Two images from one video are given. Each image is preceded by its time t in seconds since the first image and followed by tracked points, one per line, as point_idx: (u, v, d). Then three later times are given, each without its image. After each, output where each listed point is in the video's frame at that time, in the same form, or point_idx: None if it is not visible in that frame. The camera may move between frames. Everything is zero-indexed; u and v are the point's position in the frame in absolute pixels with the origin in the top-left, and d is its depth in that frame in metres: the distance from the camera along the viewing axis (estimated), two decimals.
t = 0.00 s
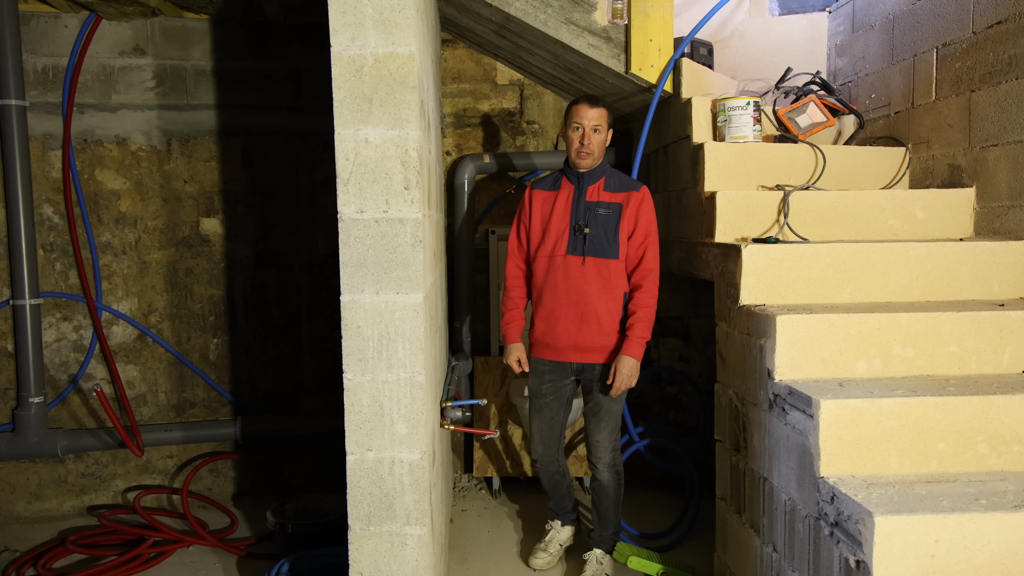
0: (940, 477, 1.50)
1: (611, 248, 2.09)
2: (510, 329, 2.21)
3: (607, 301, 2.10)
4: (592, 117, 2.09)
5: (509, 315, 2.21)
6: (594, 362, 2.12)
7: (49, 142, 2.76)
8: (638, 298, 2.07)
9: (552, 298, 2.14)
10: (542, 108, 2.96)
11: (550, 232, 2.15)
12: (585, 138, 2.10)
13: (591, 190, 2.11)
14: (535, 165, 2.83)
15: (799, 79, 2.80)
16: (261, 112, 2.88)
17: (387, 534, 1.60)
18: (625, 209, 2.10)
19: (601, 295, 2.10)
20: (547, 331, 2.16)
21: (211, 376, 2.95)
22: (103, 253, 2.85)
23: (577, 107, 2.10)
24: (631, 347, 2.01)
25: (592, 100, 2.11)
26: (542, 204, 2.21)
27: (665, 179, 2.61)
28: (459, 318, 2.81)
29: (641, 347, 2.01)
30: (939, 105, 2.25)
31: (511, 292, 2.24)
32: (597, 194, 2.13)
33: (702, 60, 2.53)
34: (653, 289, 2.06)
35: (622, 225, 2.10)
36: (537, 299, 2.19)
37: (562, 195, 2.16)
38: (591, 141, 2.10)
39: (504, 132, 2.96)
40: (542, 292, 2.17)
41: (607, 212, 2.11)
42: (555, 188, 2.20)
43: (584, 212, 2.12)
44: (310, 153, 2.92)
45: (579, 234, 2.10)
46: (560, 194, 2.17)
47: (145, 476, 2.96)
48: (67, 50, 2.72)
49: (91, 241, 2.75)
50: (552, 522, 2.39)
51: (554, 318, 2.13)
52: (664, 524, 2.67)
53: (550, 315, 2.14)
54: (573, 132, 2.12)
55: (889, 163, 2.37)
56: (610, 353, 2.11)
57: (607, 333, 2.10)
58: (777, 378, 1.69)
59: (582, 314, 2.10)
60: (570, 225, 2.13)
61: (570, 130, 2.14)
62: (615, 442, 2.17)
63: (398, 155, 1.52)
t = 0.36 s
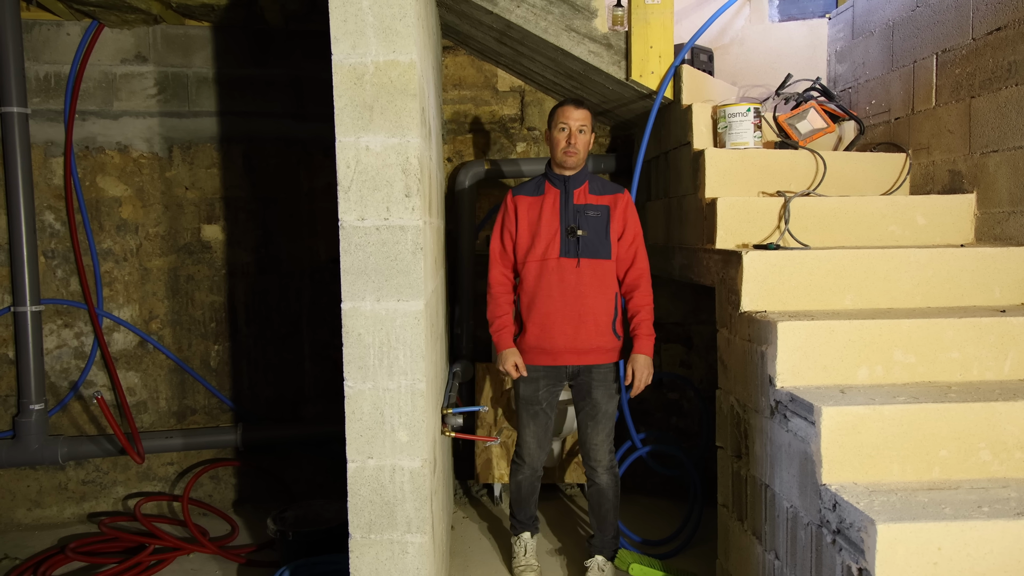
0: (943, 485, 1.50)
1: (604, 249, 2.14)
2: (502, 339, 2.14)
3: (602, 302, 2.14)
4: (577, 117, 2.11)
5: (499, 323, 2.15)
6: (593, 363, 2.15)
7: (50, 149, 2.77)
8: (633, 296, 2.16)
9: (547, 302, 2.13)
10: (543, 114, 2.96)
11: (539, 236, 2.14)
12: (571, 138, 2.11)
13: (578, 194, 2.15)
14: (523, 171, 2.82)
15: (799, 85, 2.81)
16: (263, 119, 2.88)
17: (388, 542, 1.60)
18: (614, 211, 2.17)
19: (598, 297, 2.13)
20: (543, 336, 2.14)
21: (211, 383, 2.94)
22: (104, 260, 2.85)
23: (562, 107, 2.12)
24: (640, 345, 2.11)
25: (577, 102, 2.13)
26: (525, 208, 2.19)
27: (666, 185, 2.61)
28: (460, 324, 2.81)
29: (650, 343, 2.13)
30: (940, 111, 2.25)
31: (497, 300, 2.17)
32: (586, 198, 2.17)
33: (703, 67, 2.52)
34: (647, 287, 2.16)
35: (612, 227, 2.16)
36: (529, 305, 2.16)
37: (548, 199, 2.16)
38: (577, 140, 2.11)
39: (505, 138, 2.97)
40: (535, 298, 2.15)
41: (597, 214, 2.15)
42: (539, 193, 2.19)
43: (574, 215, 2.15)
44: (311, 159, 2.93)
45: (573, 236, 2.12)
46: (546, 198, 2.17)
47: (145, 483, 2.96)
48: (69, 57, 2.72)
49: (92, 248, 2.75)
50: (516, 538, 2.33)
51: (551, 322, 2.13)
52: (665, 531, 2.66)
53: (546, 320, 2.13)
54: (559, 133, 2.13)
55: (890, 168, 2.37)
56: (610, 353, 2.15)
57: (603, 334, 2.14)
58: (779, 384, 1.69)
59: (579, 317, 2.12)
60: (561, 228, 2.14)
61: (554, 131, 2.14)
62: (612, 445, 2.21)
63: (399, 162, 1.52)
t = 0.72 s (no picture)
0: (948, 491, 1.49)
1: (581, 258, 2.23)
2: (485, 352, 2.13)
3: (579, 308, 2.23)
4: (554, 131, 2.14)
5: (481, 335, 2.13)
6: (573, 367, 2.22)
7: (52, 155, 2.77)
8: (600, 303, 2.28)
9: (531, 311, 2.16)
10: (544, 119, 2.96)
11: (521, 247, 2.16)
12: (550, 153, 2.15)
13: (554, 205, 2.21)
14: (504, 178, 2.82)
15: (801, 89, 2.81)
16: (264, 125, 2.89)
17: (390, 549, 1.59)
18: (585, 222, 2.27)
19: (575, 304, 2.21)
20: (529, 346, 2.17)
21: (213, 389, 2.94)
22: (106, 266, 2.85)
23: (539, 122, 2.14)
24: (604, 349, 2.23)
25: (553, 114, 2.15)
26: (504, 218, 2.18)
27: (669, 189, 2.61)
28: (461, 330, 2.80)
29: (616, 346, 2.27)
30: (942, 115, 2.25)
31: (478, 313, 2.13)
32: (560, 209, 2.24)
33: (705, 71, 2.54)
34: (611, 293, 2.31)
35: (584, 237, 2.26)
36: (511, 315, 2.17)
37: (527, 209, 2.19)
38: (555, 154, 2.15)
39: (506, 143, 2.96)
40: (519, 307, 2.16)
41: (573, 225, 2.23)
42: (516, 203, 2.20)
43: (552, 226, 2.20)
44: (312, 165, 2.93)
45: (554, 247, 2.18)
46: (524, 209, 2.19)
47: (147, 490, 2.95)
48: (71, 64, 2.73)
49: (94, 255, 2.75)
50: (522, 549, 2.32)
51: (537, 331, 2.16)
52: (668, 537, 2.65)
53: (531, 329, 2.16)
54: (537, 147, 2.15)
55: (892, 173, 2.36)
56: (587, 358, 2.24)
57: (580, 339, 2.22)
58: (782, 390, 1.68)
59: (561, 325, 2.19)
60: (542, 239, 2.19)
61: (532, 144, 2.17)
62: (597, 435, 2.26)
63: (400, 167, 1.52)
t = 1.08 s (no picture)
0: (960, 495, 1.47)
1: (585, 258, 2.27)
2: (492, 354, 2.11)
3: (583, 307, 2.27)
4: (555, 134, 2.17)
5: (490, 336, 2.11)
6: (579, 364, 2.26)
7: (60, 158, 2.77)
8: (598, 301, 2.35)
9: (542, 310, 2.17)
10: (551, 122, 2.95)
11: (530, 248, 2.16)
12: (556, 155, 2.18)
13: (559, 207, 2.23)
14: (508, 180, 2.84)
15: (808, 91, 2.80)
16: (271, 127, 2.89)
17: (398, 552, 1.59)
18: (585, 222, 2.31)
19: (580, 302, 2.25)
20: (540, 344, 2.17)
21: (219, 392, 2.94)
22: (113, 268, 2.85)
23: (538, 127, 2.16)
24: (605, 345, 2.32)
25: (549, 118, 2.19)
26: (512, 218, 2.16)
27: (675, 191, 2.60)
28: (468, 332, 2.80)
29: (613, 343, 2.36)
30: (951, 118, 2.24)
31: (484, 314, 2.11)
32: (562, 210, 2.26)
33: (711, 74, 2.53)
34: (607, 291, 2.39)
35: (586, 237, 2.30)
36: (521, 315, 2.17)
37: (533, 210, 2.19)
38: (560, 156, 2.19)
39: (513, 146, 2.96)
40: (530, 307, 2.17)
41: (576, 225, 2.26)
42: (522, 205, 2.19)
43: (558, 227, 2.22)
44: (319, 168, 2.93)
45: (562, 247, 2.20)
46: (530, 210, 2.19)
47: (153, 492, 2.95)
48: (79, 67, 2.74)
49: (100, 257, 2.76)
50: (528, 552, 2.31)
51: (549, 329, 2.18)
52: (675, 541, 2.64)
53: (542, 328, 2.17)
54: (542, 152, 2.17)
55: (901, 175, 2.35)
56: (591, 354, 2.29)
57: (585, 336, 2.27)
58: (792, 393, 1.67)
59: (569, 323, 2.21)
60: (549, 240, 2.19)
61: (535, 151, 2.19)
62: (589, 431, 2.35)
63: (409, 169, 1.52)
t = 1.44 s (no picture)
0: (965, 498, 1.47)
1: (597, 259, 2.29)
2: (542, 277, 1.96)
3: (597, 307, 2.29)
4: (565, 144, 2.17)
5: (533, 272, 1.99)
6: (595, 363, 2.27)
7: (66, 161, 2.79)
8: (608, 301, 2.37)
9: (561, 308, 2.18)
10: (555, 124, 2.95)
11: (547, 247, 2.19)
12: (566, 165, 2.19)
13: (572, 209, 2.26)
14: (521, 182, 2.84)
15: (813, 94, 2.80)
16: (277, 130, 2.90)
17: (402, 554, 1.59)
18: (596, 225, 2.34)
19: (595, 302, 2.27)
20: (559, 344, 2.17)
21: (224, 394, 2.95)
22: (119, 270, 2.87)
23: (549, 139, 2.16)
24: (616, 342, 2.33)
25: (560, 127, 2.17)
26: (528, 219, 2.19)
27: (680, 193, 2.60)
28: (472, 334, 2.80)
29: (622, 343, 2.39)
30: (957, 120, 2.24)
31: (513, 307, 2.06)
32: (574, 212, 2.29)
33: (716, 76, 2.53)
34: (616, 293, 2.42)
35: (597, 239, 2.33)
36: (541, 316, 2.16)
37: (547, 212, 2.22)
38: (571, 164, 2.21)
39: (518, 148, 2.96)
40: (550, 306, 2.17)
41: (588, 227, 2.29)
42: (537, 207, 2.21)
43: (573, 229, 2.25)
44: (324, 170, 2.94)
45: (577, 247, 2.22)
46: (545, 212, 2.22)
47: (159, 494, 2.96)
48: (85, 70, 2.75)
49: (106, 259, 2.77)
50: (532, 554, 2.31)
51: (568, 327, 2.18)
52: (680, 543, 2.64)
53: (561, 326, 2.17)
54: (552, 163, 2.19)
55: (906, 178, 2.34)
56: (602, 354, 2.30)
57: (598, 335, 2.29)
58: (796, 396, 1.67)
59: (585, 321, 2.23)
60: (564, 240, 2.21)
61: (546, 161, 2.20)
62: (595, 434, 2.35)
63: (413, 172, 1.52)
